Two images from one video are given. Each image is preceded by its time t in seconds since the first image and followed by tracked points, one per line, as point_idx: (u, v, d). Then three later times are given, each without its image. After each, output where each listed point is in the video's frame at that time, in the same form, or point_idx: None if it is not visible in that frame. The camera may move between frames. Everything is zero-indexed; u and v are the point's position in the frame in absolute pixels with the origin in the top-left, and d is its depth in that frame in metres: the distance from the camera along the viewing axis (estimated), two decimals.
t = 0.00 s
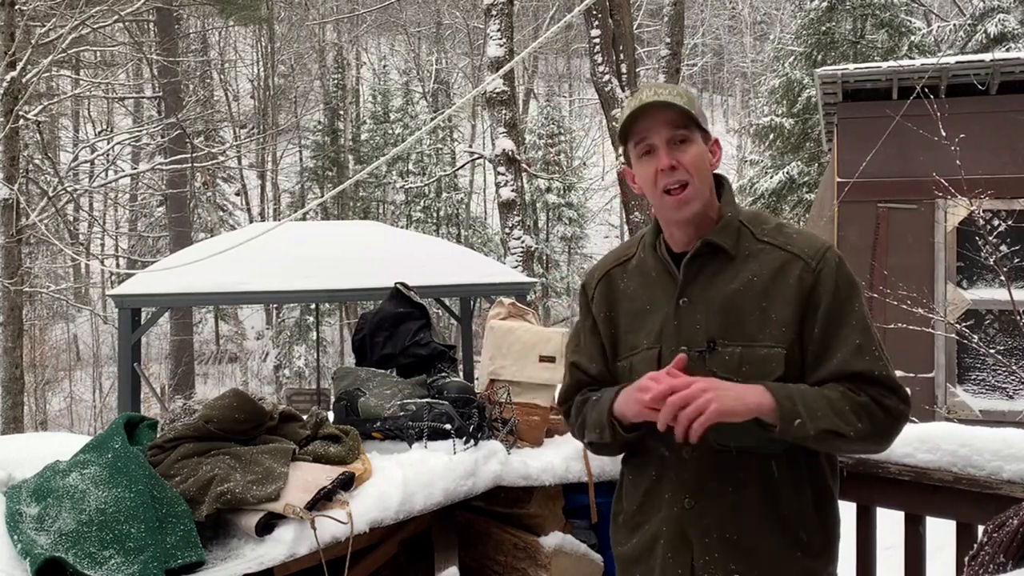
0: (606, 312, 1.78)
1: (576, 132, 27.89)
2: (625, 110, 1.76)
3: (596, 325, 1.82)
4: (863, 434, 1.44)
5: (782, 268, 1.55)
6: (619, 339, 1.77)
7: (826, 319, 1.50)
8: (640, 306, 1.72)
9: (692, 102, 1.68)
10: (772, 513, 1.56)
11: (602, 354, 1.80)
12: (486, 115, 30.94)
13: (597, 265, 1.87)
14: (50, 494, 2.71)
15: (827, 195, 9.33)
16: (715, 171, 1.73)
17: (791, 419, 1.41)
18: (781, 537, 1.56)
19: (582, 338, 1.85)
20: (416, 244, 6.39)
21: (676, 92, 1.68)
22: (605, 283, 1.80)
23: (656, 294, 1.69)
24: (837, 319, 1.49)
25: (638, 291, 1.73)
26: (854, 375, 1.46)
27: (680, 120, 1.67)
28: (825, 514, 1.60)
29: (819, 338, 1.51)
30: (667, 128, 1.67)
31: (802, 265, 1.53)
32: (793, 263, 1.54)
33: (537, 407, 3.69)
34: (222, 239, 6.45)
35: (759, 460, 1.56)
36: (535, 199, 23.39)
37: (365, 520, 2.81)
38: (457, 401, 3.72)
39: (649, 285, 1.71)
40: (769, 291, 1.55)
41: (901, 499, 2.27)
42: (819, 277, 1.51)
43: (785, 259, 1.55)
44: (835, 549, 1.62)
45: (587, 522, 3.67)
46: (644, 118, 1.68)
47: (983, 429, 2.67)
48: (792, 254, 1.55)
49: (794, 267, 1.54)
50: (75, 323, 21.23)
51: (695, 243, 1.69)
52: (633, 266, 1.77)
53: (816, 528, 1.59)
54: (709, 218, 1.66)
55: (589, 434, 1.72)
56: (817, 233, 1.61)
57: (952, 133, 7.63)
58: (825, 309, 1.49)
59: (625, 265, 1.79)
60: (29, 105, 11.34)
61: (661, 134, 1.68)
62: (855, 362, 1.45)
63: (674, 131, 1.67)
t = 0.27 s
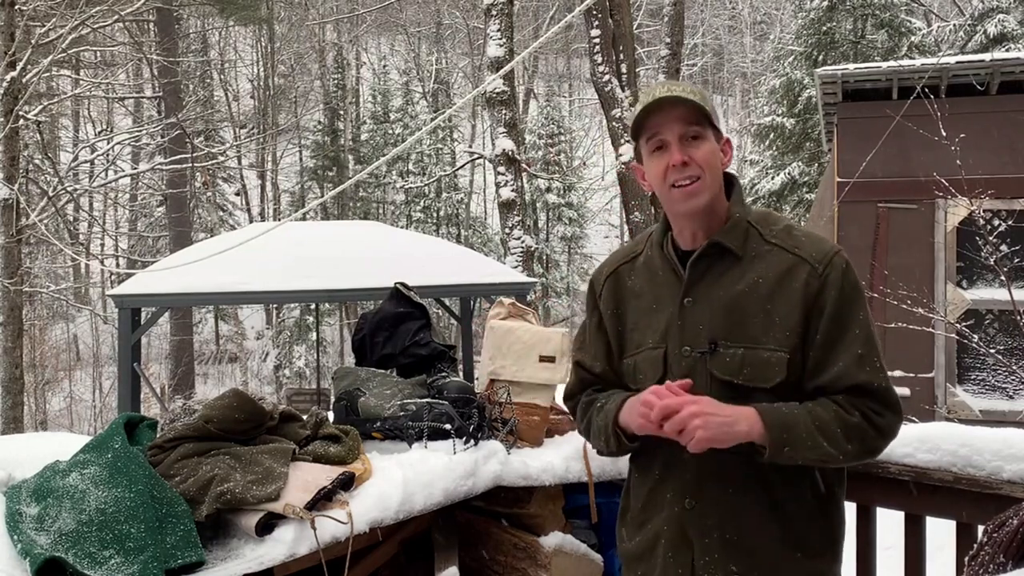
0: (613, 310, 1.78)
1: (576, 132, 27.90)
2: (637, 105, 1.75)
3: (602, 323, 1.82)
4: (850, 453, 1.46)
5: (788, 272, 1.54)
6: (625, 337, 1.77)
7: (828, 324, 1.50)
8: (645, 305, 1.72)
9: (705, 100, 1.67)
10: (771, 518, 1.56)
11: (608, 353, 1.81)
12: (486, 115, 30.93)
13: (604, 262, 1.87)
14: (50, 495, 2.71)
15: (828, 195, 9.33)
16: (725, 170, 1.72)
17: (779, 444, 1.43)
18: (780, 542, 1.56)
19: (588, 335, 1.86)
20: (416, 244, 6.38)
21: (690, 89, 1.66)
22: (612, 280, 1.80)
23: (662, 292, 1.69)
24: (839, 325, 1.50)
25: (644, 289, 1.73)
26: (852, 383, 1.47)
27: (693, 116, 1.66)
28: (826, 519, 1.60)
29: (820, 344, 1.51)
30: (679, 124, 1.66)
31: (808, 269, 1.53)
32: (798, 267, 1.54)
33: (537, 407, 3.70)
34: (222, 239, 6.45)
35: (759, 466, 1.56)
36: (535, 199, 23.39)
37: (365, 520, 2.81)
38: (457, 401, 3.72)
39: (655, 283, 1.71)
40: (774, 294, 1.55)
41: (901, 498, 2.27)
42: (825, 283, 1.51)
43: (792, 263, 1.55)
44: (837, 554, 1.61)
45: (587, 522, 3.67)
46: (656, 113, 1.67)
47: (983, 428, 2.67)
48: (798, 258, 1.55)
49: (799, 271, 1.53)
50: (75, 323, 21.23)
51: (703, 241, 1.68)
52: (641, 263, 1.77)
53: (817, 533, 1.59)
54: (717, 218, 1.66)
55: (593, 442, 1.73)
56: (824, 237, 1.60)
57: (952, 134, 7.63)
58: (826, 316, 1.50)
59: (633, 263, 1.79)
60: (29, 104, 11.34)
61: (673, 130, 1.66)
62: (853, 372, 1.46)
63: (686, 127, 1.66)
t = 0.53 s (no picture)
0: (619, 309, 1.78)
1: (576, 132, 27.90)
2: (643, 105, 1.73)
3: (608, 321, 1.81)
4: (854, 456, 1.47)
5: (796, 273, 1.55)
6: (631, 337, 1.76)
7: (836, 325, 1.50)
8: (653, 304, 1.71)
9: (713, 102, 1.65)
10: (779, 518, 1.56)
11: (613, 354, 1.80)
12: (486, 114, 30.93)
13: (611, 261, 1.87)
14: (49, 494, 2.71)
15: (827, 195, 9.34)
16: (733, 171, 1.72)
17: (784, 446, 1.43)
18: (788, 543, 1.56)
19: (593, 336, 1.85)
20: (416, 243, 6.38)
21: (698, 91, 1.65)
22: (617, 281, 1.79)
23: (668, 293, 1.69)
24: (846, 327, 1.50)
25: (652, 289, 1.73)
26: (859, 384, 1.47)
27: (702, 117, 1.64)
28: (832, 520, 1.61)
29: (826, 346, 1.51)
30: (689, 126, 1.64)
31: (817, 270, 1.53)
32: (808, 268, 1.54)
33: (537, 406, 3.70)
34: (222, 239, 6.45)
35: (766, 467, 1.56)
36: (534, 199, 23.39)
37: (365, 520, 2.81)
38: (457, 401, 3.72)
39: (662, 284, 1.71)
40: (783, 294, 1.55)
41: (901, 498, 2.27)
42: (834, 284, 1.51)
43: (800, 264, 1.55)
44: (843, 554, 1.62)
45: (587, 521, 3.67)
46: (664, 116, 1.65)
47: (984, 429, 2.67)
48: (806, 259, 1.55)
49: (808, 272, 1.54)
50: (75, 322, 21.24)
51: (710, 241, 1.68)
52: (647, 262, 1.76)
53: (824, 532, 1.59)
54: (724, 218, 1.66)
55: (599, 446, 1.73)
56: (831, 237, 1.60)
57: (952, 133, 7.63)
58: (834, 316, 1.50)
59: (638, 262, 1.79)
60: (29, 105, 11.35)
61: (682, 133, 1.65)
62: (860, 373, 1.47)
63: (695, 130, 1.64)
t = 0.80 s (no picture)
0: (622, 310, 1.78)
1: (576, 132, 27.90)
2: (645, 109, 1.71)
3: (611, 321, 1.81)
4: (859, 456, 1.47)
5: (801, 273, 1.55)
6: (633, 337, 1.76)
7: (841, 325, 1.50)
8: (657, 304, 1.71)
9: (716, 108, 1.64)
10: (784, 517, 1.57)
11: (616, 353, 1.80)
12: (486, 114, 30.92)
13: (613, 261, 1.86)
14: (50, 494, 2.71)
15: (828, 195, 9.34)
16: (734, 175, 1.71)
17: (791, 446, 1.43)
18: (792, 542, 1.56)
19: (596, 335, 1.85)
20: (416, 243, 6.38)
21: (701, 97, 1.62)
22: (619, 281, 1.79)
23: (672, 292, 1.69)
24: (851, 327, 1.50)
25: (655, 289, 1.72)
26: (863, 384, 1.47)
27: (704, 126, 1.63)
28: (835, 519, 1.61)
29: (831, 346, 1.51)
30: (690, 135, 1.63)
31: (821, 270, 1.53)
32: (811, 268, 1.54)
33: (537, 407, 3.70)
34: (223, 239, 6.45)
35: (771, 466, 1.56)
36: (535, 199, 23.39)
37: (365, 520, 2.81)
38: (457, 401, 3.71)
39: (666, 283, 1.70)
40: (788, 294, 1.54)
41: (902, 498, 2.27)
42: (838, 284, 1.51)
43: (804, 264, 1.55)
44: (846, 553, 1.62)
45: (587, 522, 3.67)
46: (665, 125, 1.64)
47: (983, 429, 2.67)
48: (811, 258, 1.55)
49: (812, 272, 1.54)
50: (75, 322, 21.24)
51: (712, 243, 1.68)
52: (650, 263, 1.76)
53: (828, 532, 1.59)
54: (726, 221, 1.65)
55: (602, 447, 1.73)
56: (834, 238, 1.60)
57: (952, 134, 7.63)
58: (839, 316, 1.50)
59: (641, 262, 1.79)
60: (29, 105, 11.35)
61: (683, 140, 1.64)
62: (865, 373, 1.47)
63: (697, 139, 1.63)
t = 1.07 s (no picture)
0: (621, 309, 1.78)
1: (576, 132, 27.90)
2: (646, 111, 1.71)
3: (610, 322, 1.81)
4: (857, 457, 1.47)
5: (800, 273, 1.55)
6: (633, 336, 1.76)
7: (840, 326, 1.50)
8: (656, 304, 1.71)
9: (717, 108, 1.64)
10: (783, 517, 1.57)
11: (616, 352, 1.80)
12: (485, 114, 30.92)
13: (612, 261, 1.86)
14: (49, 495, 2.71)
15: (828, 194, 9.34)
16: (736, 176, 1.71)
17: (790, 447, 1.43)
18: (791, 542, 1.56)
19: (595, 335, 1.85)
20: (416, 243, 6.39)
21: (702, 97, 1.63)
22: (619, 281, 1.79)
23: (671, 293, 1.69)
24: (850, 328, 1.50)
25: (654, 289, 1.72)
26: (862, 385, 1.47)
27: (705, 125, 1.63)
28: (834, 519, 1.61)
29: (831, 347, 1.51)
30: (693, 134, 1.64)
31: (820, 271, 1.53)
32: (811, 269, 1.54)
33: (537, 407, 3.70)
34: (223, 239, 6.46)
35: (769, 467, 1.56)
36: (534, 199, 23.39)
37: (365, 520, 2.81)
38: (457, 401, 3.71)
39: (665, 283, 1.70)
40: (788, 295, 1.54)
41: (901, 499, 2.27)
42: (838, 284, 1.51)
43: (804, 265, 1.55)
44: (845, 554, 1.62)
45: (587, 522, 3.67)
46: (667, 125, 1.64)
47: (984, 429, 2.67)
48: (810, 260, 1.55)
49: (811, 273, 1.54)
50: (75, 322, 21.24)
51: (712, 243, 1.68)
52: (649, 263, 1.76)
53: (826, 532, 1.59)
54: (727, 221, 1.65)
55: (602, 447, 1.73)
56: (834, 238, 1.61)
57: (953, 134, 7.63)
58: (838, 316, 1.50)
59: (640, 262, 1.79)
60: (29, 104, 11.35)
61: (686, 140, 1.64)
62: (864, 373, 1.47)
63: (699, 138, 1.64)
